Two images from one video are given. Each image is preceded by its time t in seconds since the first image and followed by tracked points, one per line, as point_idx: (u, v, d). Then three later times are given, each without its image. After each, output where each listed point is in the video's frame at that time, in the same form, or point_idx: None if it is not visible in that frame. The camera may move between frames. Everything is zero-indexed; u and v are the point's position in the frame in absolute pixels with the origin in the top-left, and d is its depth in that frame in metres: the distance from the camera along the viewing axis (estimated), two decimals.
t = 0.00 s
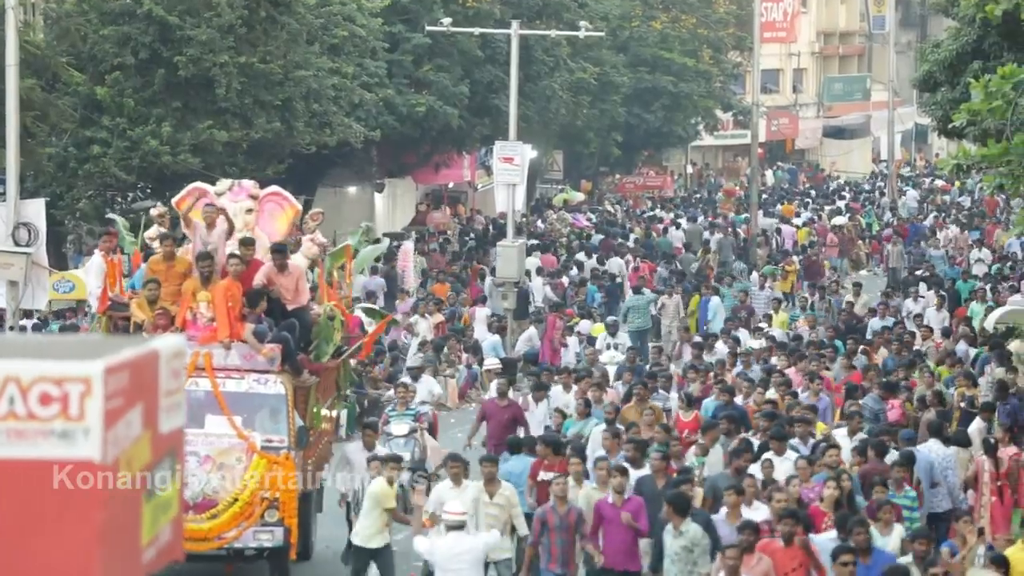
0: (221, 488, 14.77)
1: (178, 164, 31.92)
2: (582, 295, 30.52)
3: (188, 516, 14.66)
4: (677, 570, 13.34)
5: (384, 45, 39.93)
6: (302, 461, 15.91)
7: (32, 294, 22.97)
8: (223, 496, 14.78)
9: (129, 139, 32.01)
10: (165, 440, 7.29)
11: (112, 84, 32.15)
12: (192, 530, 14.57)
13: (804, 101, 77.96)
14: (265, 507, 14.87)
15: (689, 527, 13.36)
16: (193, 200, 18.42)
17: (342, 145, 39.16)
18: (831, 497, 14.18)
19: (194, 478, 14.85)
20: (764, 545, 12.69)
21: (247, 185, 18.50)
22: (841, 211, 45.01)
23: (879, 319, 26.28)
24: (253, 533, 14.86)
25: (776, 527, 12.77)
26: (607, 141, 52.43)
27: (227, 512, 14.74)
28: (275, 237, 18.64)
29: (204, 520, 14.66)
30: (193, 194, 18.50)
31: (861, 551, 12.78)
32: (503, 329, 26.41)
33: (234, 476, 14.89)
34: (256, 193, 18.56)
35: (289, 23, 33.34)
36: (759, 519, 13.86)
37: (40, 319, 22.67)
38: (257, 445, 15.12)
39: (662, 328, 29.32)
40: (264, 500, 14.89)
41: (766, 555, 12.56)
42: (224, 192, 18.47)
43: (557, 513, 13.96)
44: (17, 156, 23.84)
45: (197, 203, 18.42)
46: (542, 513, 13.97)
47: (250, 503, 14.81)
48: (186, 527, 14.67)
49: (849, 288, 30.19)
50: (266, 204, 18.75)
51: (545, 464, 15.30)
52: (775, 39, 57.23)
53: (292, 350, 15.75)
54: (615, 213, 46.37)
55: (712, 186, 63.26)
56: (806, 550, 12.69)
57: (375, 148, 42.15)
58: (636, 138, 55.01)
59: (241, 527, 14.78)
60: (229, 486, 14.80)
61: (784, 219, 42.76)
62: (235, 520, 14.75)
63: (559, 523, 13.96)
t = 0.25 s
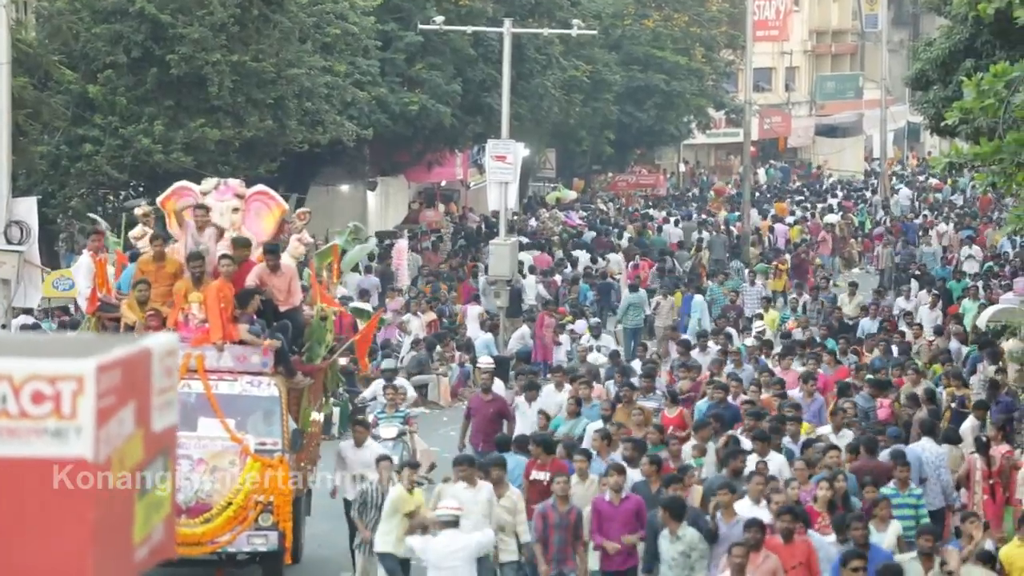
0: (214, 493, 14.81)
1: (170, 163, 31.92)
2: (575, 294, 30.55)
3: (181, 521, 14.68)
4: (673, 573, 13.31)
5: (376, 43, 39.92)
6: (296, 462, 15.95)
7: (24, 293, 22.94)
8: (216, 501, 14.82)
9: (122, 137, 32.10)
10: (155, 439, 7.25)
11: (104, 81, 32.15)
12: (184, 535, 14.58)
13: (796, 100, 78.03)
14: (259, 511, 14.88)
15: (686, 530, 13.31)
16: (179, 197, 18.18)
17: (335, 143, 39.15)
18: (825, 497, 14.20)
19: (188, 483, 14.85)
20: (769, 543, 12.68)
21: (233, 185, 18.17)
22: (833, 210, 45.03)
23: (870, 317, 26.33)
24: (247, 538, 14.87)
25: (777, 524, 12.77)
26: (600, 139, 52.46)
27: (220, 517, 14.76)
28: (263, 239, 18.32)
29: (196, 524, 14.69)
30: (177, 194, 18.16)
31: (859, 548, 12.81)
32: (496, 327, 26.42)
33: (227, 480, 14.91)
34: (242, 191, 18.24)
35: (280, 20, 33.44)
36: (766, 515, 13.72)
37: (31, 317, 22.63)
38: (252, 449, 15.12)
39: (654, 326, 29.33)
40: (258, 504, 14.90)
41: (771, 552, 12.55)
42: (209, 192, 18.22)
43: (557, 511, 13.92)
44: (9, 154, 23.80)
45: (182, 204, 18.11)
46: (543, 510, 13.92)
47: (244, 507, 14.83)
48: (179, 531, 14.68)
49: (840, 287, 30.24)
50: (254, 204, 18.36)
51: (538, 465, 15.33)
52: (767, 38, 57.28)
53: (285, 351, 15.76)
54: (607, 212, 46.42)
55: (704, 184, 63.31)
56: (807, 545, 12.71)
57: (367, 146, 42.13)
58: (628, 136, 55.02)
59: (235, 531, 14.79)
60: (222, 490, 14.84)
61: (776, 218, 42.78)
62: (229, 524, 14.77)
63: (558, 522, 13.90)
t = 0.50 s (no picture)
0: (210, 497, 14.77)
1: (164, 162, 31.92)
2: (569, 293, 30.54)
3: (177, 525, 14.65)
4: (671, 569, 12.94)
5: (371, 42, 39.93)
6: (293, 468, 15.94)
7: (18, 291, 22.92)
8: (213, 505, 14.77)
9: (115, 136, 32.08)
10: (151, 437, 7.27)
11: (98, 80, 32.16)
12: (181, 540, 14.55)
13: (791, 98, 78.13)
14: (255, 516, 14.84)
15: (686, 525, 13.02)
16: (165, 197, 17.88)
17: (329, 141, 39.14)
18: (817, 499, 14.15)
19: (183, 487, 14.83)
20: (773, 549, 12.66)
21: (222, 184, 17.79)
22: (827, 209, 45.06)
23: (862, 316, 26.34)
24: (244, 542, 14.85)
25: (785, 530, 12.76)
26: (594, 138, 52.45)
27: (216, 522, 14.72)
28: (252, 237, 17.98)
29: (192, 529, 14.66)
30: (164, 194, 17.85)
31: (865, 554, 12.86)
32: (490, 326, 26.40)
33: (223, 485, 14.86)
34: (231, 190, 17.85)
35: (275, 19, 33.25)
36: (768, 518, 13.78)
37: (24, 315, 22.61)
38: (248, 451, 15.07)
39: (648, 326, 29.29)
40: (254, 509, 14.87)
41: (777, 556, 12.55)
42: (198, 192, 17.80)
43: (562, 516, 13.77)
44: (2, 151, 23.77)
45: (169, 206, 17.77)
46: (548, 514, 13.76)
47: (240, 512, 14.81)
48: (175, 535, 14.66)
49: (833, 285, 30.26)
50: (241, 203, 18.07)
51: (528, 464, 15.40)
52: (761, 36, 57.31)
53: (282, 354, 15.68)
54: (601, 210, 46.42)
55: (698, 183, 63.34)
56: (813, 556, 12.70)
57: (361, 145, 42.11)
58: (622, 134, 55.05)
59: (231, 537, 14.76)
60: (218, 495, 14.80)
61: (770, 217, 42.80)
62: (225, 529, 14.73)
63: (563, 527, 13.75)
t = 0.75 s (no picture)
0: (210, 501, 14.72)
1: (161, 160, 31.93)
2: (566, 291, 30.51)
3: (177, 530, 14.63)
4: (676, 574, 12.79)
5: (367, 40, 39.91)
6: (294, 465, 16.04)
7: (15, 290, 22.90)
8: (212, 508, 14.73)
9: (112, 134, 32.08)
10: (147, 435, 7.27)
11: (94, 78, 32.16)
12: (180, 546, 14.57)
13: (787, 97, 78.17)
14: (255, 520, 14.84)
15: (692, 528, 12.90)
16: (159, 195, 17.35)
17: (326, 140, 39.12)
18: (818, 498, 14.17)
19: (183, 490, 14.78)
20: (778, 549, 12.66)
21: (214, 183, 17.14)
22: (824, 208, 45.06)
23: (857, 315, 26.36)
24: (243, 545, 14.84)
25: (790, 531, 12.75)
26: (591, 137, 52.46)
27: (215, 527, 14.69)
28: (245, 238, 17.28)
29: (192, 533, 14.65)
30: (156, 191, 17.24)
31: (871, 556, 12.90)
32: (487, 324, 26.38)
33: (223, 488, 14.79)
34: (224, 189, 17.17)
35: (272, 17, 33.24)
36: (772, 521, 13.73)
37: (21, 314, 22.60)
38: (248, 454, 14.96)
39: (644, 326, 29.27)
40: (254, 512, 14.84)
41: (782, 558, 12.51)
42: (191, 189, 17.16)
43: (564, 515, 13.62)
44: None
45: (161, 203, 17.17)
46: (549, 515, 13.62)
47: (239, 517, 14.78)
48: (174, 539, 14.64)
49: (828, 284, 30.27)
50: (236, 201, 17.36)
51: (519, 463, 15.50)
52: (758, 35, 57.33)
53: (281, 356, 15.55)
54: (597, 209, 46.42)
55: (694, 181, 63.32)
56: (823, 554, 12.67)
57: (357, 143, 42.08)
58: (619, 132, 55.07)
59: (230, 540, 14.75)
60: (218, 499, 14.75)
61: (767, 216, 42.80)
62: (225, 533, 14.72)
63: (566, 526, 13.60)
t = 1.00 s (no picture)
0: (210, 504, 14.38)
1: (158, 158, 31.93)
2: (563, 289, 30.48)
3: (176, 535, 14.21)
4: (692, 572, 12.74)
5: (364, 38, 39.91)
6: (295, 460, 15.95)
7: (13, 288, 22.88)
8: (212, 512, 14.36)
9: (109, 133, 32.12)
10: (145, 433, 7.27)
11: (91, 77, 32.18)
12: (180, 550, 14.15)
13: (785, 95, 78.23)
14: (256, 525, 14.42)
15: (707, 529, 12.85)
16: (153, 194, 17.05)
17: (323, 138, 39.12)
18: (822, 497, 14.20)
19: (182, 495, 14.43)
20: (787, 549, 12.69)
21: (208, 181, 16.85)
22: (821, 207, 45.07)
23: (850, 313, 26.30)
24: (245, 551, 14.42)
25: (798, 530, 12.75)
26: (588, 135, 52.47)
27: (215, 531, 14.28)
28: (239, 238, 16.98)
29: (192, 538, 14.22)
30: (150, 190, 17.01)
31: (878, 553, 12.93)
32: (484, 322, 26.34)
33: (223, 492, 14.45)
34: (217, 187, 16.91)
35: (269, 15, 33.24)
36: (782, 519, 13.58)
37: (19, 313, 22.57)
38: (248, 458, 14.65)
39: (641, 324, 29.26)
40: (255, 517, 14.44)
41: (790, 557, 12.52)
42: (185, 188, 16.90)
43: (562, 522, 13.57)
44: None
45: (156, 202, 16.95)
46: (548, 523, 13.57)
47: (240, 521, 14.37)
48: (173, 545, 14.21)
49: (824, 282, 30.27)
50: (230, 200, 17.05)
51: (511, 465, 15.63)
52: (755, 33, 57.37)
53: (282, 358, 15.35)
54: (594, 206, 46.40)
55: (690, 179, 63.32)
56: (831, 554, 12.67)
57: (354, 141, 42.07)
58: (616, 130, 55.09)
59: (230, 545, 14.34)
60: (218, 503, 14.41)
61: (764, 215, 42.82)
62: (225, 537, 14.31)
63: (565, 533, 13.54)
